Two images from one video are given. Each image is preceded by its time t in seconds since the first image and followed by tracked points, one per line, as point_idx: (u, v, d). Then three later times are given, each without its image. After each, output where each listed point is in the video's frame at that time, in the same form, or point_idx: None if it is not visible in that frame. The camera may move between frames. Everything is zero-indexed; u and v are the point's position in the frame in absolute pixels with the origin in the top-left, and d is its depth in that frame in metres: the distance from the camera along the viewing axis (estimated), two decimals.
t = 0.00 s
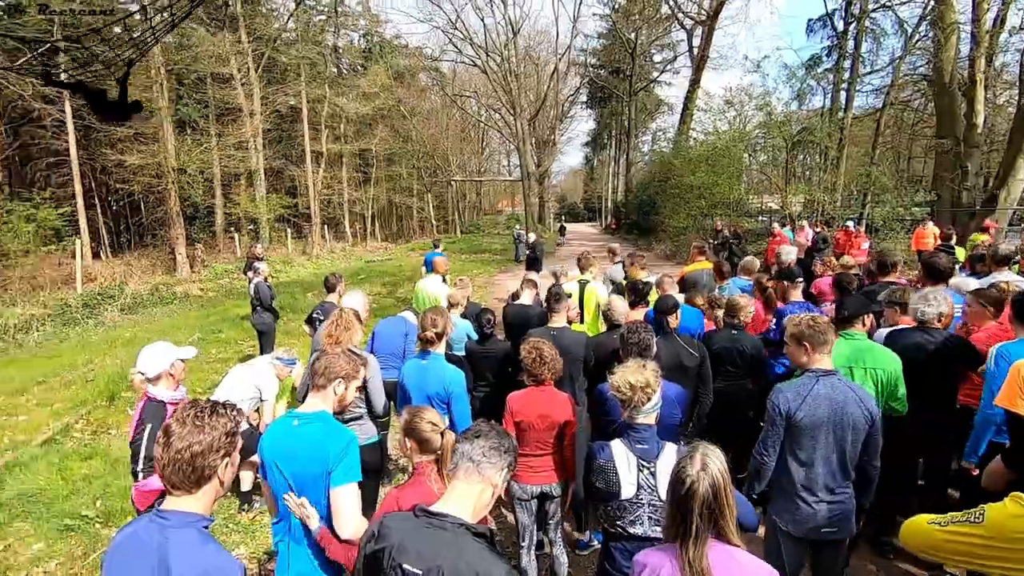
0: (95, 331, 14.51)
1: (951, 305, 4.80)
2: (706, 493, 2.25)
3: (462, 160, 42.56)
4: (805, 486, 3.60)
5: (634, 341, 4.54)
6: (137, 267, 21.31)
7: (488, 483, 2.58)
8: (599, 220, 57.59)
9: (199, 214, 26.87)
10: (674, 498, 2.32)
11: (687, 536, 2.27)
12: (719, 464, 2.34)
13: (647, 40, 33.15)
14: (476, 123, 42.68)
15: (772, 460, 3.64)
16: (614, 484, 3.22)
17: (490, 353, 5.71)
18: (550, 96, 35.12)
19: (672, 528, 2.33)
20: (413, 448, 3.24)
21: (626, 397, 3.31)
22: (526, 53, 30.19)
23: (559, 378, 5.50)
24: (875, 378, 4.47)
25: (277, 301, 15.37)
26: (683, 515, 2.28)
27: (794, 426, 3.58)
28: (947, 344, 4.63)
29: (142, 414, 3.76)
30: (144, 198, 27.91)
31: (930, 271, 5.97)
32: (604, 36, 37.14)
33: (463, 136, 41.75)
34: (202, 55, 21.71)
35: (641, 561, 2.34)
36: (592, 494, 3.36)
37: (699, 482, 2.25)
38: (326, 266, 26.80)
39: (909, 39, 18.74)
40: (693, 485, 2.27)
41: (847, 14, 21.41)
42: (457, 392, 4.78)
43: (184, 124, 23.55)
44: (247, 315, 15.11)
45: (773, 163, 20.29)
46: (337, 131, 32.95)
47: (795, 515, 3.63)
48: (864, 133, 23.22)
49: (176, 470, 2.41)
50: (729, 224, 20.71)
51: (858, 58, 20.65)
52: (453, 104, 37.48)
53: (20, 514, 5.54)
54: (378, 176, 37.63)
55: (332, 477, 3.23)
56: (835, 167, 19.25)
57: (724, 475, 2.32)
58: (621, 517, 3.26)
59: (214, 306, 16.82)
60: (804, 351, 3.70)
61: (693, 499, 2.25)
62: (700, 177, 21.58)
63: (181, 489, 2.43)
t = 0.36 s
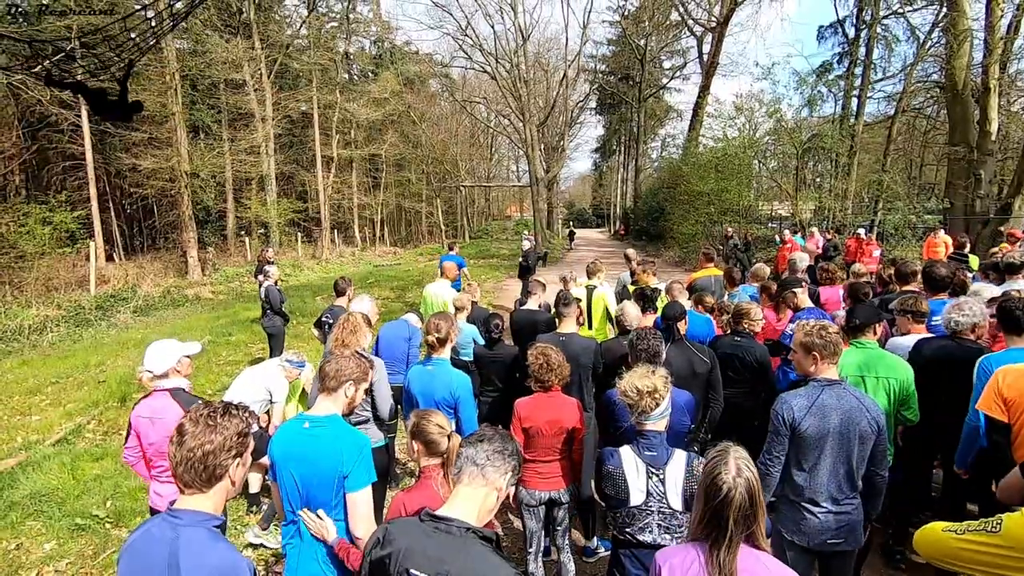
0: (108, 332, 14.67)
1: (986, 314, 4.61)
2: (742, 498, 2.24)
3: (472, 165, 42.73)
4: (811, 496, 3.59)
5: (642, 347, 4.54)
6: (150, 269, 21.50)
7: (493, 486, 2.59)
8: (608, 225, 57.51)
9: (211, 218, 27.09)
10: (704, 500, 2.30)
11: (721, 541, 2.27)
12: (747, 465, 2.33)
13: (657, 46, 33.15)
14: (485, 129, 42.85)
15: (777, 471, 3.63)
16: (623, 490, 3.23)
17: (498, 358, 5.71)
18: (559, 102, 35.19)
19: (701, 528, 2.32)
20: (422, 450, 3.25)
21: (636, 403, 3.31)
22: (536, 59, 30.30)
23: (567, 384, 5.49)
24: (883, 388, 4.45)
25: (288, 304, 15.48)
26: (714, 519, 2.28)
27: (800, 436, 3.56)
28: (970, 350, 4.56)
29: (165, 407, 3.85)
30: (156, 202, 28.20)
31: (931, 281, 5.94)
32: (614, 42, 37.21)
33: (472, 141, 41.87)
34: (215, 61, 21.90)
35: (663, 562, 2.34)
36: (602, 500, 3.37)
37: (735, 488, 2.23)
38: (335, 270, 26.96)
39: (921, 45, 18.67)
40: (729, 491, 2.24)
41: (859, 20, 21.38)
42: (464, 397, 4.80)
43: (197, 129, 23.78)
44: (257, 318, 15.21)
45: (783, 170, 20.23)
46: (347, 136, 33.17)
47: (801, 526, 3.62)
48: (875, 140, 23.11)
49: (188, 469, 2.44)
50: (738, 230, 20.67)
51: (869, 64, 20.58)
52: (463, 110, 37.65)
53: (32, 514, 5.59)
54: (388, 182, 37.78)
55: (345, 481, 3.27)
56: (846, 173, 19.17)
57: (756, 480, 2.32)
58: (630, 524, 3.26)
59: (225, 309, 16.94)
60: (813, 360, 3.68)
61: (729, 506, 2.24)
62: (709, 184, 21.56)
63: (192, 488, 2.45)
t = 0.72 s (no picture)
0: (89, 335, 14.46)
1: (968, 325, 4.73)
2: (739, 496, 2.24)
3: (462, 171, 42.73)
4: (799, 505, 3.59)
5: (631, 353, 4.54)
6: (135, 271, 21.28)
7: (480, 492, 2.56)
8: (597, 231, 57.69)
9: (198, 220, 26.85)
10: (703, 499, 2.30)
11: (717, 539, 2.26)
12: (746, 467, 2.33)
13: (646, 55, 33.35)
14: (476, 134, 42.87)
15: (767, 477, 3.64)
16: (614, 497, 3.21)
17: (486, 363, 5.70)
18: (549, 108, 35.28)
19: (698, 528, 2.32)
20: (412, 455, 3.20)
21: (628, 408, 3.28)
22: (526, 65, 30.39)
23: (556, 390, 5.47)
24: (869, 396, 4.47)
25: (274, 308, 15.34)
26: (712, 518, 2.27)
27: (789, 443, 3.57)
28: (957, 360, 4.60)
29: (150, 416, 3.79)
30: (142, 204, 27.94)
31: (912, 289, 6.01)
32: (604, 50, 37.41)
33: (462, 147, 41.86)
34: (204, 62, 21.72)
35: (659, 562, 2.34)
36: (593, 506, 3.35)
37: (732, 487, 2.22)
38: (323, 274, 26.79)
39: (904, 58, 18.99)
40: (728, 491, 2.23)
41: (843, 33, 21.67)
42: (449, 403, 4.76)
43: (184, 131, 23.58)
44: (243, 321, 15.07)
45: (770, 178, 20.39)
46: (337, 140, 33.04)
47: (789, 534, 3.62)
48: (859, 150, 23.39)
49: (172, 470, 2.41)
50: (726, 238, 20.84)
51: (854, 76, 20.85)
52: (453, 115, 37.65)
53: (8, 520, 5.48)
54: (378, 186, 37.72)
55: (334, 489, 3.26)
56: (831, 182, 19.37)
57: (752, 479, 2.30)
58: (621, 530, 3.24)
59: (210, 312, 16.77)
60: (800, 366, 3.71)
61: (727, 504, 2.23)
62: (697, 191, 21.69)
63: (174, 490, 2.41)
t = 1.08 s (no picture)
0: (51, 341, 14.06)
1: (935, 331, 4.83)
2: (705, 495, 2.23)
3: (439, 176, 42.60)
4: (768, 506, 3.62)
5: (606, 357, 4.53)
6: (100, 275, 20.77)
7: (456, 498, 2.53)
8: (573, 237, 57.96)
9: (167, 223, 26.30)
10: (671, 499, 2.28)
11: (685, 537, 2.25)
12: (711, 467, 2.32)
13: (622, 63, 33.60)
14: (453, 139, 42.81)
15: (737, 480, 3.64)
16: (590, 501, 3.19)
17: (462, 368, 5.66)
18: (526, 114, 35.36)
19: (667, 527, 2.31)
20: (395, 459, 3.14)
21: (604, 413, 3.26)
22: (503, 72, 30.43)
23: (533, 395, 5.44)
24: (839, 400, 4.52)
25: (246, 313, 15.10)
26: (680, 517, 2.26)
27: (758, 446, 3.58)
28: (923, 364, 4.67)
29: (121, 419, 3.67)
30: (110, 206, 27.30)
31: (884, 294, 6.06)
32: (581, 58, 37.65)
33: (439, 152, 41.73)
34: (175, 63, 21.33)
35: (632, 559, 2.31)
36: (569, 510, 3.33)
37: (699, 486, 2.22)
38: (296, 279, 26.46)
39: (870, 72, 19.52)
40: (694, 490, 2.23)
41: (813, 45, 22.13)
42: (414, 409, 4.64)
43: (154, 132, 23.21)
44: (213, 326, 14.80)
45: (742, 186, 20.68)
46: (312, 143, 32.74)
47: (758, 535, 3.65)
48: (829, 160, 23.85)
49: (144, 477, 2.32)
50: (700, 244, 21.06)
51: (823, 88, 21.30)
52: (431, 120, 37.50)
53: None
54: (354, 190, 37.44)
55: (307, 496, 3.18)
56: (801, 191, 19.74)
57: (718, 480, 2.30)
58: (597, 534, 3.23)
59: (179, 317, 16.43)
60: (771, 370, 3.72)
61: (693, 503, 2.22)
62: (672, 199, 21.89)
63: (146, 498, 2.32)
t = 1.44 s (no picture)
0: (10, 350, 13.61)
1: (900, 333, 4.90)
2: (682, 494, 2.22)
3: (415, 179, 42.40)
4: (742, 506, 3.62)
5: (580, 361, 4.52)
6: (62, 281, 20.18)
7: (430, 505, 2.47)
8: (549, 241, 58.14)
9: (133, 227, 25.64)
10: (647, 499, 2.27)
11: (663, 536, 2.23)
12: (687, 465, 2.32)
13: (596, 69, 33.83)
14: (428, 143, 42.64)
15: (711, 481, 3.65)
16: (565, 504, 3.16)
17: (437, 373, 5.59)
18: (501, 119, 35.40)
19: (644, 528, 2.28)
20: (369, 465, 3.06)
21: (578, 416, 3.23)
22: (478, 76, 30.41)
23: (509, 400, 5.39)
24: (808, 401, 4.58)
25: (215, 319, 14.84)
26: (656, 515, 2.24)
27: (734, 446, 3.59)
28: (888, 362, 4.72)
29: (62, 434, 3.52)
30: (72, 209, 26.56)
31: (852, 296, 6.16)
32: (555, 63, 37.84)
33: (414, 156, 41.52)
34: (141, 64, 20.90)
35: (607, 561, 2.28)
36: (543, 514, 3.29)
37: (676, 485, 2.21)
38: (268, 284, 26.11)
39: (835, 80, 20.00)
40: (670, 488, 2.22)
41: (780, 54, 22.58)
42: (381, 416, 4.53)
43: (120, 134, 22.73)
44: (180, 333, 14.46)
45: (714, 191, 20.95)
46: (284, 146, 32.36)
47: (731, 535, 3.64)
48: (797, 165, 24.30)
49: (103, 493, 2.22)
50: (673, 248, 21.26)
51: (790, 95, 21.73)
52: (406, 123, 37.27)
53: None
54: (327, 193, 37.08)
55: (279, 506, 3.10)
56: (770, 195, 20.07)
57: (694, 480, 2.29)
58: (572, 538, 3.20)
59: (146, 324, 16.07)
60: (744, 372, 3.74)
61: (670, 502, 2.21)
62: (645, 203, 22.08)
63: (113, 513, 2.22)
